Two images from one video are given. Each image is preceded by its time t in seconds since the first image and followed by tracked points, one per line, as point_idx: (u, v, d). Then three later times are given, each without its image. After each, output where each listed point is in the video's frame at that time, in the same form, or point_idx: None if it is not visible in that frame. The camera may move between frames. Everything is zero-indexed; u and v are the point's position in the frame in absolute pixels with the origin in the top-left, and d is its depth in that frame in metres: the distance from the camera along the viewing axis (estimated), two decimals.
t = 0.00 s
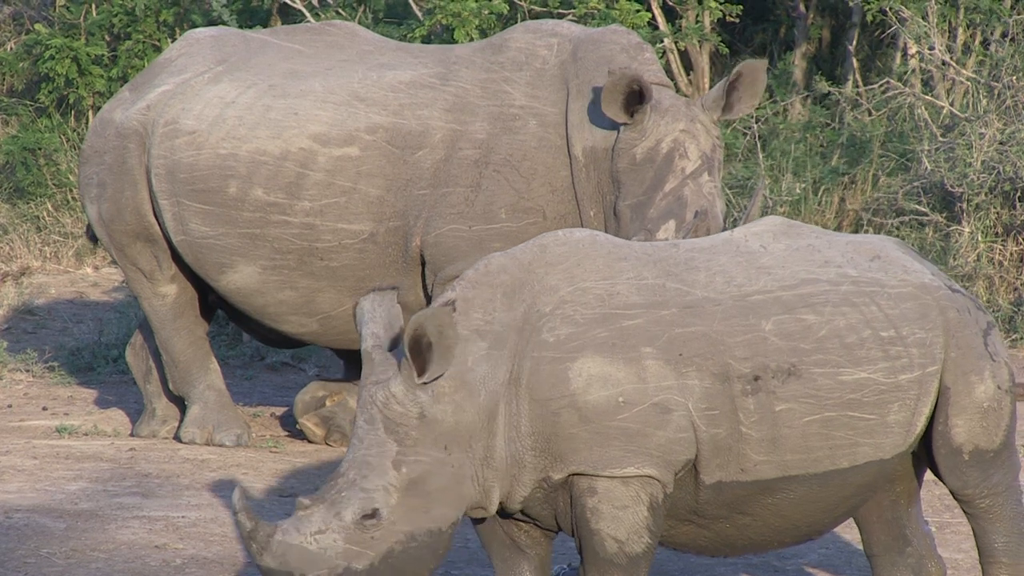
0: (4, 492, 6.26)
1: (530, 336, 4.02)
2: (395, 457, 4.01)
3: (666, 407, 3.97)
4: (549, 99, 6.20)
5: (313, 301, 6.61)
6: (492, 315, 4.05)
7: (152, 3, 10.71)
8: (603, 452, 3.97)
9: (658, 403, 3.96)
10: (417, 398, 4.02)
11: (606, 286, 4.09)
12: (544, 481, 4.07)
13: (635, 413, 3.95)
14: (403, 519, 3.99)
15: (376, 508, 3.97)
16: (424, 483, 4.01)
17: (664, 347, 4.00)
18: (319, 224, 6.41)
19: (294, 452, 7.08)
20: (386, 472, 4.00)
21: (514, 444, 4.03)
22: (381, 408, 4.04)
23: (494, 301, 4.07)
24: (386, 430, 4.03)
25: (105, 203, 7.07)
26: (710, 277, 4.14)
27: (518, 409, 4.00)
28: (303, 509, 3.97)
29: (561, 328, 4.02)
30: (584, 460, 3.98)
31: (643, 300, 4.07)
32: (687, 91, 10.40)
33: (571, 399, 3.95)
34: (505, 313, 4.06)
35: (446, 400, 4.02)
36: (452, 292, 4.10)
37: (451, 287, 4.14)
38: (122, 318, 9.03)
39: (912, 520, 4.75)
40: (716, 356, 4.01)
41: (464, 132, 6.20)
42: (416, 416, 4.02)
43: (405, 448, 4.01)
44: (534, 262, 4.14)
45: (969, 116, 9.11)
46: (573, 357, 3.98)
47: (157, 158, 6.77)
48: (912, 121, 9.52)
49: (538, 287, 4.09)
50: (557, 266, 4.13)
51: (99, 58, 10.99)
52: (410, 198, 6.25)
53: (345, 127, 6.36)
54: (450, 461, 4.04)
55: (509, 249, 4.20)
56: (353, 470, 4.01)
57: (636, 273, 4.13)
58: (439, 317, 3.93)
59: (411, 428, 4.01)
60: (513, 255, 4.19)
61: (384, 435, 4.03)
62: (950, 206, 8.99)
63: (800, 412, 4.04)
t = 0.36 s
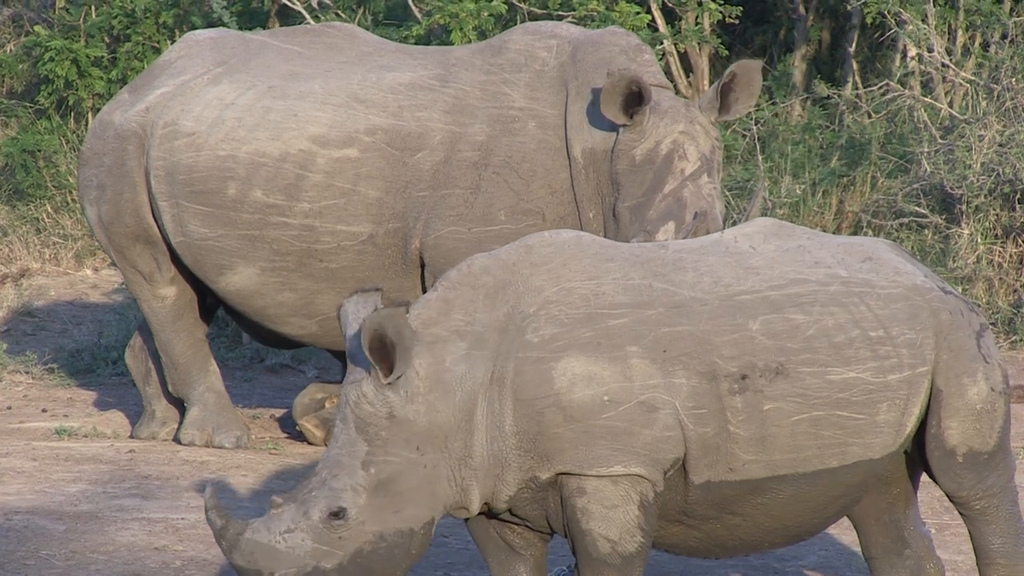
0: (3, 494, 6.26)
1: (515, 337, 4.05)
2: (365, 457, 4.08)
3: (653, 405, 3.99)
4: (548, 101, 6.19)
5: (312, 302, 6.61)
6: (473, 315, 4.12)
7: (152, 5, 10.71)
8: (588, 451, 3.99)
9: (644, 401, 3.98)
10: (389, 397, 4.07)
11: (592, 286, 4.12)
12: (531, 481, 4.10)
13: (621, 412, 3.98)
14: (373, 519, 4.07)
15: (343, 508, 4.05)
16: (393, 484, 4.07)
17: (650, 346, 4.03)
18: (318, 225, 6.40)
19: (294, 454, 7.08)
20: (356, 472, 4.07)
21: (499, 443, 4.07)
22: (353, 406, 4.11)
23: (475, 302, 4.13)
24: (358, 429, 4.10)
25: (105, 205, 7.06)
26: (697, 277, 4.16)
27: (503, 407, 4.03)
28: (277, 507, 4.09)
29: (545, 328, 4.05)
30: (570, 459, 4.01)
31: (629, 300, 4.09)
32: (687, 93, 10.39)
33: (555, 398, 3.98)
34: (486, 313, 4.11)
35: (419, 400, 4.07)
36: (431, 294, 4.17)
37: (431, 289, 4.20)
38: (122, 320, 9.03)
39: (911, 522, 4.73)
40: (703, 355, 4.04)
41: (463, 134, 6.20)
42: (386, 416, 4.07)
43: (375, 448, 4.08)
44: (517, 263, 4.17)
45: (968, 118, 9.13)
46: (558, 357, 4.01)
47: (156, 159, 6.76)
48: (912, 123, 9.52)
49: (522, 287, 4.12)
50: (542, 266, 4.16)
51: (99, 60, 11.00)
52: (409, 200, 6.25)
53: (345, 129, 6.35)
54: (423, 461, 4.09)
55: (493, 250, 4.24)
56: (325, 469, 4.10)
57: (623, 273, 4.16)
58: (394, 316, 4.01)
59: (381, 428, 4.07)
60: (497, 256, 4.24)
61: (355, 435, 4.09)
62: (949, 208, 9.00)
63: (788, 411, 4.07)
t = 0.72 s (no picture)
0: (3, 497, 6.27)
1: (501, 340, 4.14)
2: (350, 463, 4.19)
3: (640, 406, 4.05)
4: (547, 104, 6.19)
5: (311, 306, 6.58)
6: (458, 319, 4.22)
7: (150, 8, 10.68)
8: (576, 453, 4.06)
9: (632, 402, 4.05)
10: (374, 402, 4.19)
11: (579, 288, 4.20)
12: (522, 483, 4.18)
13: (607, 413, 4.05)
14: (358, 524, 4.17)
15: (328, 513, 4.15)
16: (378, 488, 4.18)
17: (637, 348, 4.09)
18: (318, 228, 6.40)
19: (293, 457, 7.09)
20: (341, 477, 4.18)
21: (487, 447, 4.16)
22: (338, 413, 4.22)
23: (461, 305, 4.24)
24: (342, 436, 4.21)
25: (104, 208, 7.05)
26: (686, 279, 4.22)
27: (490, 411, 4.12)
28: (265, 514, 4.20)
29: (531, 331, 4.13)
30: (559, 461, 4.08)
31: (615, 302, 4.17)
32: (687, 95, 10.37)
33: (542, 401, 4.06)
34: (471, 317, 4.22)
35: (403, 405, 4.18)
36: (418, 299, 4.29)
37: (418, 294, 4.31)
38: (121, 323, 9.04)
39: (909, 525, 4.71)
40: (689, 357, 4.10)
41: (463, 137, 6.19)
42: (370, 421, 4.18)
43: (359, 454, 4.19)
44: (503, 267, 4.28)
45: (967, 122, 9.15)
46: (545, 359, 4.08)
47: (155, 162, 6.75)
48: (911, 126, 9.52)
49: (508, 291, 4.22)
50: (528, 269, 4.26)
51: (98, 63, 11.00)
52: (408, 203, 6.24)
53: (344, 132, 6.35)
54: (409, 466, 4.21)
55: (480, 254, 4.35)
56: (312, 476, 4.21)
57: (610, 275, 4.24)
58: (392, 322, 4.12)
59: (365, 433, 4.19)
60: (484, 259, 4.34)
61: (340, 441, 4.21)
62: (949, 212, 9.03)
63: (776, 412, 4.12)
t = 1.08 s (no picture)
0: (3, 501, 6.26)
1: (494, 344, 4.16)
2: (343, 463, 4.18)
3: (634, 409, 4.08)
4: (546, 108, 6.19)
5: (312, 310, 6.57)
6: (451, 320, 4.22)
7: (150, 12, 10.68)
8: (570, 455, 4.08)
9: (625, 405, 4.08)
10: (369, 402, 4.18)
11: (572, 292, 4.22)
12: (516, 487, 4.19)
13: (601, 416, 4.07)
14: (351, 524, 4.16)
15: (321, 514, 4.14)
16: (371, 488, 4.18)
17: (630, 351, 4.13)
18: (317, 233, 6.40)
19: (293, 460, 7.08)
20: (334, 478, 4.17)
21: (481, 451, 4.17)
22: (331, 413, 4.20)
23: (454, 307, 4.24)
24: (336, 436, 4.20)
25: (104, 212, 7.03)
26: (680, 283, 4.26)
27: (483, 414, 4.14)
28: (257, 515, 4.19)
29: (524, 334, 4.15)
30: (552, 464, 4.10)
31: (608, 305, 4.19)
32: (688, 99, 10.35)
33: (534, 404, 4.08)
34: (465, 318, 4.22)
35: (396, 406, 4.18)
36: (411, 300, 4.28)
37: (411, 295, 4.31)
38: (121, 327, 9.04)
39: (907, 529, 4.70)
40: (682, 360, 4.13)
41: (462, 141, 6.18)
42: (363, 421, 4.18)
43: (353, 454, 4.19)
44: (497, 270, 4.28)
45: (967, 125, 9.16)
46: (538, 362, 4.11)
47: (155, 166, 6.73)
48: (911, 130, 9.52)
49: (501, 294, 4.24)
50: (521, 273, 4.27)
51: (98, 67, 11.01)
52: (408, 207, 6.24)
53: (343, 136, 6.35)
54: (401, 466, 4.20)
55: (473, 257, 4.36)
56: (304, 477, 4.20)
57: (604, 279, 4.26)
58: (397, 322, 4.10)
59: (358, 433, 4.18)
60: (477, 262, 4.36)
61: (333, 441, 4.20)
62: (949, 215, 9.04)
63: (769, 416, 4.16)
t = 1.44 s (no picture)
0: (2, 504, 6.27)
1: (489, 348, 4.17)
2: (341, 468, 4.19)
3: (630, 412, 4.09)
4: (545, 111, 6.20)
5: (311, 314, 6.57)
6: (447, 324, 4.24)
7: (149, 16, 10.68)
8: (566, 459, 4.09)
9: (620, 408, 4.09)
10: (366, 407, 4.19)
11: (566, 296, 4.23)
12: (512, 490, 4.19)
13: (596, 419, 4.08)
14: (349, 530, 4.17)
15: (318, 519, 4.15)
16: (368, 492, 4.19)
17: (624, 355, 4.14)
18: (315, 237, 6.40)
19: (292, 464, 7.08)
20: (330, 482, 4.18)
21: (477, 455, 4.17)
22: (327, 418, 4.22)
23: (449, 310, 4.26)
24: (332, 441, 4.21)
25: (103, 215, 7.03)
26: (673, 287, 4.27)
27: (479, 418, 4.15)
28: (253, 520, 4.19)
29: (519, 338, 4.17)
30: (548, 468, 4.11)
31: (604, 308, 4.21)
32: (687, 102, 10.36)
33: (530, 407, 4.09)
34: (460, 322, 4.23)
35: (393, 410, 4.20)
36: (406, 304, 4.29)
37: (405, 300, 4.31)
38: (121, 331, 9.05)
39: (905, 532, 4.70)
40: (676, 364, 4.14)
41: (460, 144, 6.19)
42: (361, 426, 4.19)
43: (349, 459, 4.20)
44: (491, 274, 4.29)
45: (967, 129, 9.16)
46: (533, 366, 4.12)
47: (154, 171, 6.73)
48: (910, 133, 9.52)
49: (496, 297, 4.25)
50: (516, 277, 4.28)
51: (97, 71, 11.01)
52: (406, 211, 6.24)
53: (342, 140, 6.36)
54: (398, 472, 4.22)
55: (468, 260, 4.36)
56: (301, 481, 4.20)
57: (598, 283, 4.27)
58: (397, 327, 4.11)
59: (356, 438, 4.19)
60: (471, 266, 4.36)
61: (330, 446, 4.20)
62: (948, 219, 9.06)
63: (763, 420, 4.17)
